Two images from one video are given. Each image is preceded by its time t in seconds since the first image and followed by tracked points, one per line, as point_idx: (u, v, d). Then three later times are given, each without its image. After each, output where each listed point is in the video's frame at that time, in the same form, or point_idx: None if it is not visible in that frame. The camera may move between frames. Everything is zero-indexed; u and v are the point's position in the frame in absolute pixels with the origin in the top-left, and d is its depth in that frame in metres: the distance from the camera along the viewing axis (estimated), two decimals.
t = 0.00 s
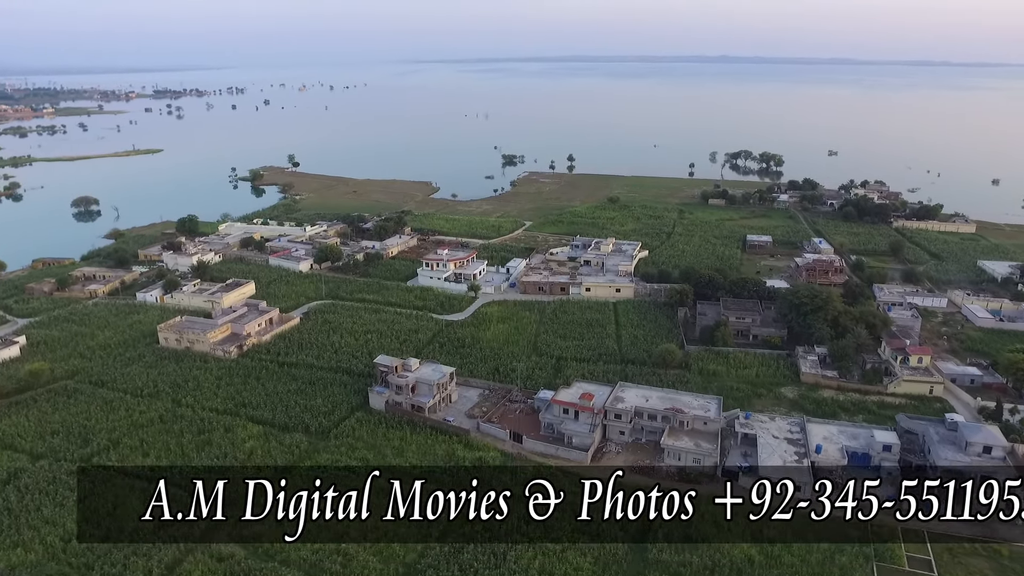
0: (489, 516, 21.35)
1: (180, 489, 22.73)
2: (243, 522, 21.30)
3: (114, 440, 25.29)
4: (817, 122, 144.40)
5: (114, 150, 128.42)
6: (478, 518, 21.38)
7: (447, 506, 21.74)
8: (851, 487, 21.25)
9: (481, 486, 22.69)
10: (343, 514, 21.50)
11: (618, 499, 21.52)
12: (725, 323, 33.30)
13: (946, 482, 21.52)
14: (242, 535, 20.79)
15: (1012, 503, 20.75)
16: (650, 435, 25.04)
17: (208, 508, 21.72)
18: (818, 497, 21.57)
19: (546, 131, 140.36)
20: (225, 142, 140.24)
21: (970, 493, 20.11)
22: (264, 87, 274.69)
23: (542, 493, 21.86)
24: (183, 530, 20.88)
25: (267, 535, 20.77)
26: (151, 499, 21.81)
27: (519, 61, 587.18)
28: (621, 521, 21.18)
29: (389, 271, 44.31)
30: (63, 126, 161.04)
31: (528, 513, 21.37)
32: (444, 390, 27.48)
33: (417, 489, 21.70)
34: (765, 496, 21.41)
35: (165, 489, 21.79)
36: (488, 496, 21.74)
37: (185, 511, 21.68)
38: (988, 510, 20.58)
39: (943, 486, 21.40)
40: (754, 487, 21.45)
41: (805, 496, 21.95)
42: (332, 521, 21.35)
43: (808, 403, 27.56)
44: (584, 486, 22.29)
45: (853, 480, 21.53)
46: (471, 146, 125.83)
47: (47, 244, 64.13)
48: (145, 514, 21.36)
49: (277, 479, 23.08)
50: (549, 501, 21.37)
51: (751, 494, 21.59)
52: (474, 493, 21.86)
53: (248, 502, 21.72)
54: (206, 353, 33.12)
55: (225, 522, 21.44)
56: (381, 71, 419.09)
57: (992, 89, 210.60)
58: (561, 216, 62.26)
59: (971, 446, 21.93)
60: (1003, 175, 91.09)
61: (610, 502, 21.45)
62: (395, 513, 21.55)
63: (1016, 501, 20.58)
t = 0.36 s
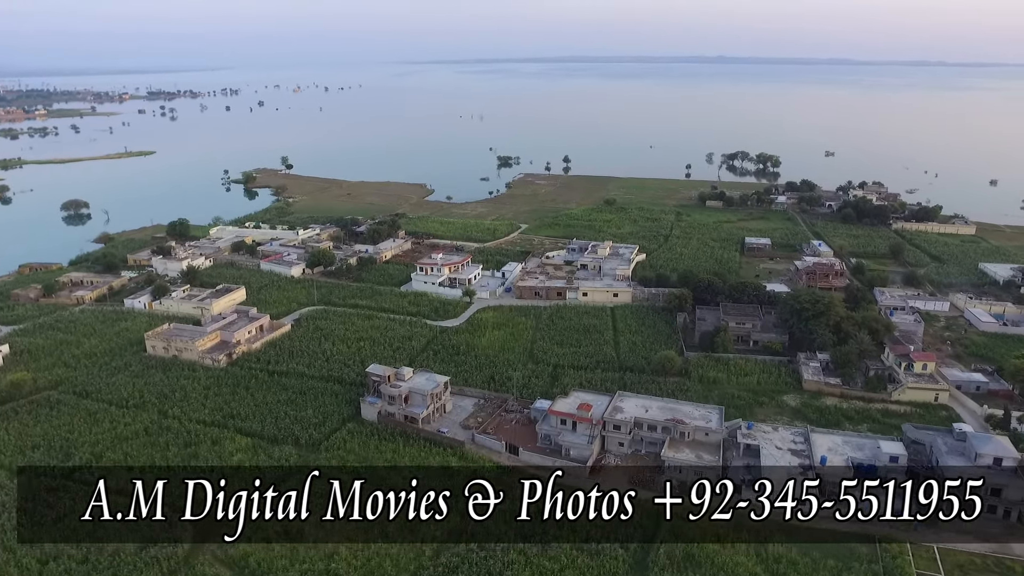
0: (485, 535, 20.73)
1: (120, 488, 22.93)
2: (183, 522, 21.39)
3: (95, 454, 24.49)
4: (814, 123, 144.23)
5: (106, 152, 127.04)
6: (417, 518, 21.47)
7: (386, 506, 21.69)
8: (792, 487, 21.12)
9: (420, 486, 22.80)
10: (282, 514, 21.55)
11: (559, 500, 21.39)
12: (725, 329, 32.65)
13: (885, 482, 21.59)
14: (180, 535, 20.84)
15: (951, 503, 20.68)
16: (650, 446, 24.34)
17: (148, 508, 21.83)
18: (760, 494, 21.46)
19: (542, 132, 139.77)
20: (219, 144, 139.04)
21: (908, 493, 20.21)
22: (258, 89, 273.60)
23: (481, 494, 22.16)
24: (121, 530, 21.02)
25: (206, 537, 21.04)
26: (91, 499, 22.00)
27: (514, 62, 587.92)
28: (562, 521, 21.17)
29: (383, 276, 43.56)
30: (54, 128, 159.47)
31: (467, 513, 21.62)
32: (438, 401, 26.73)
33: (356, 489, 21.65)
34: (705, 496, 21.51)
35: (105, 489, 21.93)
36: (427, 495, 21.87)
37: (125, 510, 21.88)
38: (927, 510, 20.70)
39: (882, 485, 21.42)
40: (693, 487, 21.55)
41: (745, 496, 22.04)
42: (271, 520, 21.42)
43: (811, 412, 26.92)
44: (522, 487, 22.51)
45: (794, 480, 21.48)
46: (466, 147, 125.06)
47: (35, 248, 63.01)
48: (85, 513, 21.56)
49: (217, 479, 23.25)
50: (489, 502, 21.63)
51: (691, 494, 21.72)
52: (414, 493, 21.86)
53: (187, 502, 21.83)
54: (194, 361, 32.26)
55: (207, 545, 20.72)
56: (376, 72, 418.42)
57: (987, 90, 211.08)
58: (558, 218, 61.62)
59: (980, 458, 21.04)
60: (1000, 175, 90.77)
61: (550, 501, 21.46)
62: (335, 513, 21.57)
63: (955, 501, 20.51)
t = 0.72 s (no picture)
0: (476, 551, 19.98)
1: (102, 487, 22.92)
2: (165, 523, 21.31)
3: (70, 471, 23.55)
4: (800, 123, 144.70)
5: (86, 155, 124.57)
6: (400, 518, 21.62)
7: (369, 506, 21.79)
8: (774, 487, 21.06)
9: (403, 485, 22.76)
10: (265, 514, 21.61)
11: (542, 500, 21.38)
12: (718, 334, 32.09)
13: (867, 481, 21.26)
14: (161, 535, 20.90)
15: (934, 503, 20.44)
16: (643, 459, 23.64)
17: (131, 508, 21.85)
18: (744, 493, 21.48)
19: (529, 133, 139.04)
20: (202, 146, 136.92)
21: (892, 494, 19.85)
22: (242, 90, 270.64)
23: (464, 494, 22.19)
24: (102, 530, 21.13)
25: (188, 536, 20.91)
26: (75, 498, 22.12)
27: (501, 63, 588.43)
28: (544, 521, 21.28)
29: (369, 282, 42.68)
30: (33, 131, 156.35)
31: (450, 512, 21.79)
32: (425, 412, 25.88)
33: (339, 489, 21.67)
34: (688, 496, 21.79)
35: (88, 489, 21.96)
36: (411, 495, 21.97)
37: (108, 510, 21.89)
38: (911, 510, 20.19)
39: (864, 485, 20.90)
40: (676, 487, 21.84)
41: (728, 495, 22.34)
42: (254, 520, 21.45)
43: (807, 420, 26.40)
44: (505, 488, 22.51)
45: (775, 480, 21.18)
46: (454, 148, 124.02)
47: (11, 255, 61.21)
48: (68, 513, 21.67)
49: (201, 479, 23.13)
50: (473, 502, 21.59)
51: (675, 494, 21.98)
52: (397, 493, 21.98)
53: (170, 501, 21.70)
54: (173, 372, 31.02)
55: (185, 568, 19.79)
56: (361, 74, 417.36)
57: (969, 90, 213.37)
58: (546, 221, 60.92)
59: (982, 468, 20.60)
60: (986, 175, 91.23)
61: (533, 501, 21.38)
62: (318, 512, 21.70)
63: (938, 501, 20.22)
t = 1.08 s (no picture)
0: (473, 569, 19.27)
1: (102, 487, 22.96)
2: (165, 522, 21.40)
3: (53, 488, 22.76)
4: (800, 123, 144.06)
5: (80, 157, 123.36)
6: (400, 518, 21.66)
7: (370, 506, 21.95)
8: (774, 486, 20.71)
9: (403, 485, 22.85)
10: (265, 514, 21.81)
11: (542, 501, 21.54)
12: (722, 341, 31.40)
13: (867, 482, 21.22)
14: (160, 534, 20.96)
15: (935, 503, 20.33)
16: (646, 473, 22.95)
17: (130, 508, 21.88)
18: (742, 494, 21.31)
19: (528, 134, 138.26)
20: (197, 148, 135.84)
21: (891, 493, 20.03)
22: (239, 92, 269.67)
23: (464, 494, 22.29)
24: (103, 530, 21.23)
25: (187, 535, 20.86)
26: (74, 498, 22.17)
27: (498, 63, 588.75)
28: (544, 521, 21.44)
29: (365, 287, 41.94)
30: (28, 133, 155.06)
31: (451, 513, 21.72)
32: (421, 424, 25.16)
33: (338, 490, 21.83)
34: (688, 496, 21.28)
35: (88, 489, 22.09)
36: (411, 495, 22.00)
37: (107, 510, 21.97)
38: (910, 510, 20.42)
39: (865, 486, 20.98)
40: (676, 487, 21.31)
41: (729, 495, 21.83)
42: (254, 521, 21.69)
43: (814, 430, 25.72)
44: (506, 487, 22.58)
45: (775, 479, 21.15)
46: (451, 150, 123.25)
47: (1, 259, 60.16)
48: (68, 514, 21.76)
49: (200, 479, 23.21)
50: (473, 502, 21.70)
51: (674, 494, 21.46)
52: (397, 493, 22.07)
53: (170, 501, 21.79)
54: (163, 381, 30.08)
55: None
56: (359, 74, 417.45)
57: (968, 91, 212.96)
58: (545, 224, 60.22)
59: (997, 483, 20.02)
60: (987, 177, 90.64)
61: (533, 502, 21.54)
62: (318, 512, 21.81)
63: (940, 501, 20.14)
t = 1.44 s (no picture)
0: None
1: (103, 488, 22.91)
2: (165, 522, 21.37)
3: (37, 505, 21.88)
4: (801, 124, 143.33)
5: (77, 159, 122.47)
6: (400, 518, 21.73)
7: (370, 506, 22.01)
8: (774, 487, 20.40)
9: (403, 485, 22.82)
10: (265, 514, 21.80)
11: (542, 501, 21.29)
12: (727, 349, 30.66)
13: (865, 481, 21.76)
14: (161, 534, 20.90)
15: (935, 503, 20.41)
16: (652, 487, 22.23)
17: (131, 508, 21.86)
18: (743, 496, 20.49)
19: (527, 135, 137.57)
20: (194, 150, 135.03)
21: (891, 495, 20.04)
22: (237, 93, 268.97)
23: (464, 494, 21.98)
24: (103, 531, 21.19)
25: (188, 536, 20.86)
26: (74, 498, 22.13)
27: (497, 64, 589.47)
28: (544, 521, 21.36)
29: (361, 292, 41.22)
30: (24, 134, 154.19)
31: (450, 513, 21.65)
32: (418, 436, 24.40)
33: (338, 490, 21.74)
34: (688, 496, 20.72)
35: (88, 489, 22.07)
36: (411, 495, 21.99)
37: (107, 510, 21.93)
38: (910, 510, 20.42)
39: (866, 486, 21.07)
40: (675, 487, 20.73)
41: (727, 494, 21.46)
42: (254, 520, 21.71)
43: (823, 441, 24.98)
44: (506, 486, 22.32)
45: (775, 479, 20.98)
46: (450, 151, 122.54)
47: None
48: (68, 513, 21.70)
49: (201, 479, 23.25)
50: (473, 502, 21.47)
51: (674, 494, 20.87)
52: (397, 493, 22.02)
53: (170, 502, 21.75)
54: (154, 391, 29.21)
55: None
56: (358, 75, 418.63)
57: (969, 91, 212.32)
58: (544, 227, 59.49)
59: (1016, 500, 19.28)
60: (991, 178, 89.94)
61: (533, 501, 21.29)
62: (318, 512, 21.90)
63: (940, 500, 20.28)
